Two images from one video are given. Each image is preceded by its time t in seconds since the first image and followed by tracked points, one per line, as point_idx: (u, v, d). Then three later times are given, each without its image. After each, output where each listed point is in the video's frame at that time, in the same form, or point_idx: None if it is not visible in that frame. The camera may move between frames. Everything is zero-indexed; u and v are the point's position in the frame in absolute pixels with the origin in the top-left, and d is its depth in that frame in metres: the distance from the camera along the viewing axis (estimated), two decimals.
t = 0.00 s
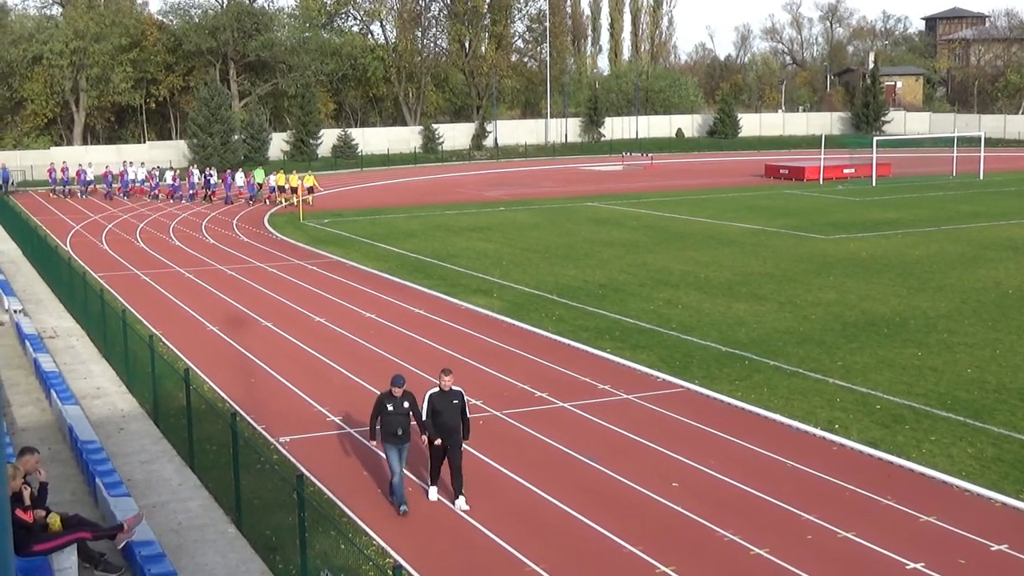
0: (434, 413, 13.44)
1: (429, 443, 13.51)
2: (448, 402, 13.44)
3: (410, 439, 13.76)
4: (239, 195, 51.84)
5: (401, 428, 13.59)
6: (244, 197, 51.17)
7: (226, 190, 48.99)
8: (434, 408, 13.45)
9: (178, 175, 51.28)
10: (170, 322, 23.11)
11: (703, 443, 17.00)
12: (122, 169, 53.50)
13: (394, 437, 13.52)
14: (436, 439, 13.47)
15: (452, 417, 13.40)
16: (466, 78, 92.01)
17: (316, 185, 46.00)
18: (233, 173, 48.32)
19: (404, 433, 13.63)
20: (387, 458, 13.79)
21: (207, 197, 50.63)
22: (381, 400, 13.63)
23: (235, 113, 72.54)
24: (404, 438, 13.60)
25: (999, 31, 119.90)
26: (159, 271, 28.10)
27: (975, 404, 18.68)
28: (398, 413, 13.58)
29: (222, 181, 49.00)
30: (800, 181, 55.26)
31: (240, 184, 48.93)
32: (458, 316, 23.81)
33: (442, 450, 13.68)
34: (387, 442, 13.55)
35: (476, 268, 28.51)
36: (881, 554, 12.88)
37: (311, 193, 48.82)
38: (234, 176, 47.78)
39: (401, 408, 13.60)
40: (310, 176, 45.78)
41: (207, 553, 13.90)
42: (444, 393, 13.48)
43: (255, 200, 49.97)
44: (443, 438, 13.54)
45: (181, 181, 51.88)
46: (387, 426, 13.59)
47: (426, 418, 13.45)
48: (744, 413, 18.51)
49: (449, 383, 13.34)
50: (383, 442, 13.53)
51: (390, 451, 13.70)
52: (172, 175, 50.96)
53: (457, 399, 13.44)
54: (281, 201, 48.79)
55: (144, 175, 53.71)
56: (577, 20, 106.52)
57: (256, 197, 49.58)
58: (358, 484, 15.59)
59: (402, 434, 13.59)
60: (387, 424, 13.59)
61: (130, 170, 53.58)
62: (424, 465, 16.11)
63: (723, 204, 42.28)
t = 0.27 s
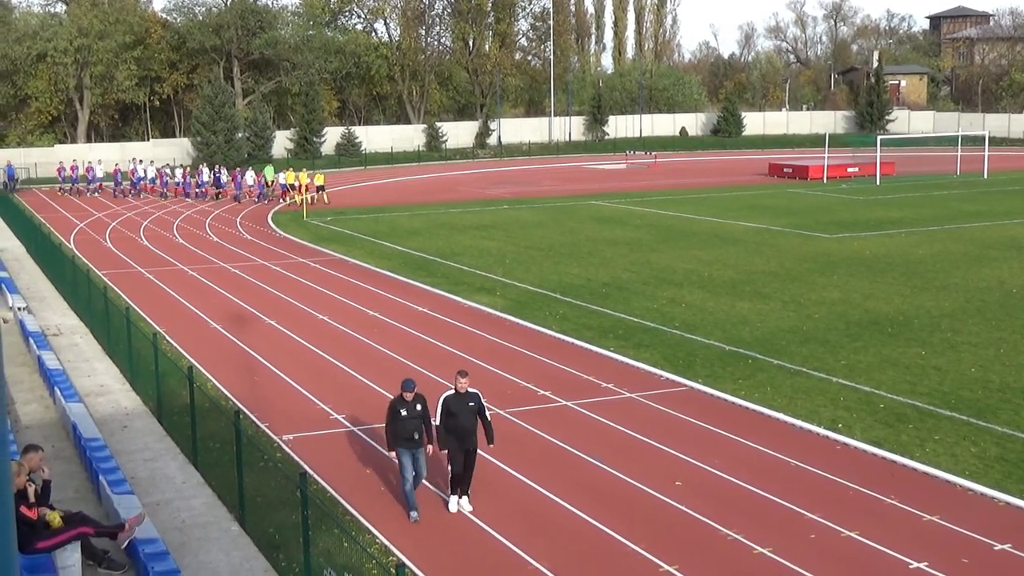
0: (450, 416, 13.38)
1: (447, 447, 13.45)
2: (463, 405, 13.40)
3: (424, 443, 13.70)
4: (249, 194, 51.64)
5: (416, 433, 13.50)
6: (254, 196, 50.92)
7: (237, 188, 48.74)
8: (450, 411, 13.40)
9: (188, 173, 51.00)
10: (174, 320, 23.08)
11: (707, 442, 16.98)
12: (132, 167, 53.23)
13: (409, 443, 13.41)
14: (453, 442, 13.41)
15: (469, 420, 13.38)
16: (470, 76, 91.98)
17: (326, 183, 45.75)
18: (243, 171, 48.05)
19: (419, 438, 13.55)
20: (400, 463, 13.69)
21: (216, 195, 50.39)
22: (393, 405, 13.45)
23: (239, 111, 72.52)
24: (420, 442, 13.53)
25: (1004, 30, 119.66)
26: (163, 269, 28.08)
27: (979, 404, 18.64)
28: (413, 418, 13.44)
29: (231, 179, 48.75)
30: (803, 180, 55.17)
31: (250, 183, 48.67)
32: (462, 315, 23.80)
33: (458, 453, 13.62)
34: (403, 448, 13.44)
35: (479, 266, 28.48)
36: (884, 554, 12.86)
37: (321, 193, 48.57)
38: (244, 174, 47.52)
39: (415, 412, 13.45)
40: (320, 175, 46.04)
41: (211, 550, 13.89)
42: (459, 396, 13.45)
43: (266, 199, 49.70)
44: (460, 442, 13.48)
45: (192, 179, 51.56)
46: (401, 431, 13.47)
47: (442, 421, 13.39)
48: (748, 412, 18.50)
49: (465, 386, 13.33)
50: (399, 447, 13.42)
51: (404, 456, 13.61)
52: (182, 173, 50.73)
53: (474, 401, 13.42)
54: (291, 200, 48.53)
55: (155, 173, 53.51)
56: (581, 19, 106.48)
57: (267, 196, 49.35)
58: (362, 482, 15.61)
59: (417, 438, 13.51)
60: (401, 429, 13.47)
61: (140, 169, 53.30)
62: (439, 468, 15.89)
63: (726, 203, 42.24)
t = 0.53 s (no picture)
0: (465, 425, 12.73)
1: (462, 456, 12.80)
2: (479, 413, 12.75)
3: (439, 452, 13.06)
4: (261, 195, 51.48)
5: (431, 440, 12.90)
6: (267, 196, 50.75)
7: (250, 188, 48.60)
8: (465, 419, 12.75)
9: (200, 173, 50.81)
10: (180, 320, 23.11)
11: (713, 442, 16.98)
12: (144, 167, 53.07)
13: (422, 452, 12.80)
14: (469, 452, 12.79)
15: (485, 429, 12.74)
16: (476, 77, 92.09)
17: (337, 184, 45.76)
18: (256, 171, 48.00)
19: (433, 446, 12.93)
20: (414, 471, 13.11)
21: (228, 195, 50.22)
22: (407, 411, 12.86)
23: (245, 111, 72.65)
24: (433, 450, 12.90)
25: (1012, 31, 119.47)
26: (169, 269, 28.11)
27: (985, 404, 18.61)
28: (427, 425, 12.83)
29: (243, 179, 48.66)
30: (810, 180, 55.13)
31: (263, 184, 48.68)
32: (468, 315, 23.80)
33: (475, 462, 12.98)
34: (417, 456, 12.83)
35: (485, 266, 28.49)
36: (891, 554, 12.85)
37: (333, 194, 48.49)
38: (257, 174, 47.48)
39: (430, 419, 12.84)
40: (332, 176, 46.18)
41: (217, 549, 13.93)
42: (475, 403, 12.79)
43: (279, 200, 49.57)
44: (477, 451, 12.83)
45: (204, 179, 51.31)
46: (416, 438, 12.85)
47: (456, 429, 12.76)
48: (754, 412, 18.48)
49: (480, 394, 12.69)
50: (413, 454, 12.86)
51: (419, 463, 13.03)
52: (194, 172, 50.56)
53: (489, 409, 12.77)
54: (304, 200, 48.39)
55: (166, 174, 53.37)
56: (587, 19, 106.51)
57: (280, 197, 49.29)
58: (368, 481, 15.64)
59: (431, 446, 12.90)
60: (414, 435, 12.87)
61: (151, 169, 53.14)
62: (463, 480, 15.32)
63: (732, 203, 42.23)
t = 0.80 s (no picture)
0: (478, 429, 12.55)
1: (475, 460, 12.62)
2: (492, 417, 12.55)
3: (451, 455, 12.88)
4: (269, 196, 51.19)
5: (441, 447, 12.67)
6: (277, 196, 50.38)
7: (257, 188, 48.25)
8: (478, 423, 12.55)
9: (208, 173, 50.42)
10: (182, 319, 23.11)
11: (714, 442, 16.98)
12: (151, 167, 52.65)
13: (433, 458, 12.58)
14: (482, 456, 12.60)
15: (498, 433, 12.54)
16: (478, 75, 92.05)
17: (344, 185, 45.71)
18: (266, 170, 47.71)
19: (444, 451, 12.73)
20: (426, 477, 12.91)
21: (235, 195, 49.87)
22: (419, 417, 12.65)
23: (247, 110, 72.63)
24: (444, 456, 12.71)
25: (1014, 30, 119.39)
26: (171, 268, 28.11)
27: (987, 404, 18.60)
28: (438, 430, 12.64)
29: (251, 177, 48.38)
30: (811, 179, 55.12)
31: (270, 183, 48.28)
32: (470, 314, 23.79)
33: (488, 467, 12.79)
34: (427, 462, 12.64)
35: (486, 265, 28.50)
36: (892, 554, 12.83)
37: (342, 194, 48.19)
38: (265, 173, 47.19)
39: (441, 425, 12.62)
40: (340, 175, 45.96)
41: (218, 549, 13.93)
42: (487, 406, 12.59)
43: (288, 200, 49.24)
44: (490, 455, 12.66)
45: (211, 179, 50.91)
46: (426, 445, 12.65)
47: (469, 432, 12.56)
48: (756, 412, 18.48)
49: (493, 397, 12.49)
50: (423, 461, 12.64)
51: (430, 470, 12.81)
52: (201, 172, 50.19)
53: (502, 413, 12.58)
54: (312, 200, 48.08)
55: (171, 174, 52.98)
56: (589, 18, 106.51)
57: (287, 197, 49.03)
58: (370, 481, 15.66)
59: (441, 451, 12.70)
60: (425, 442, 12.65)
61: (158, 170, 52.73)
62: (469, 484, 15.11)
63: (733, 202, 42.21)
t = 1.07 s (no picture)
0: (496, 438, 12.33)
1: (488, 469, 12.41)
2: (510, 425, 12.32)
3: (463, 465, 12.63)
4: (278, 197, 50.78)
5: (451, 455, 12.46)
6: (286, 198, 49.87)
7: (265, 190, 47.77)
8: (496, 432, 12.33)
9: (216, 174, 49.97)
10: (183, 319, 23.13)
11: (717, 442, 17.00)
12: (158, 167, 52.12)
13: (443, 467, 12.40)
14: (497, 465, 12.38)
15: (516, 441, 12.30)
16: (479, 76, 92.11)
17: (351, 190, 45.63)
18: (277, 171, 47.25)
19: (455, 460, 12.50)
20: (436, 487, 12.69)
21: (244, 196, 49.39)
22: (427, 425, 12.52)
23: (249, 111, 72.65)
24: (454, 465, 12.48)
25: (1016, 30, 119.37)
26: (173, 268, 28.12)
27: (989, 404, 18.61)
28: (448, 439, 12.46)
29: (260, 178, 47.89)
30: (813, 180, 55.14)
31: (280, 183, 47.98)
32: (471, 315, 23.78)
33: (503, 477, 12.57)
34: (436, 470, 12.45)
35: (488, 266, 28.52)
36: (894, 555, 12.83)
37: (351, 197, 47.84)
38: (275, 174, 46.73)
39: (451, 433, 12.46)
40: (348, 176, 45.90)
41: (220, 549, 13.93)
42: (505, 415, 12.36)
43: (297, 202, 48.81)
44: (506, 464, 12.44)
45: (218, 179, 50.48)
46: (435, 453, 12.47)
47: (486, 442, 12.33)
48: (760, 413, 18.49)
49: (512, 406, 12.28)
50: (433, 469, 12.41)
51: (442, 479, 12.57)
52: (209, 173, 49.77)
53: (521, 422, 12.36)
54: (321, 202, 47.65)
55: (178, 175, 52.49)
56: (589, 18, 106.60)
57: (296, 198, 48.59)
58: (373, 481, 15.68)
59: (451, 461, 12.48)
60: (436, 450, 12.47)
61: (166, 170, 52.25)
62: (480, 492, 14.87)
63: (734, 203, 42.20)
